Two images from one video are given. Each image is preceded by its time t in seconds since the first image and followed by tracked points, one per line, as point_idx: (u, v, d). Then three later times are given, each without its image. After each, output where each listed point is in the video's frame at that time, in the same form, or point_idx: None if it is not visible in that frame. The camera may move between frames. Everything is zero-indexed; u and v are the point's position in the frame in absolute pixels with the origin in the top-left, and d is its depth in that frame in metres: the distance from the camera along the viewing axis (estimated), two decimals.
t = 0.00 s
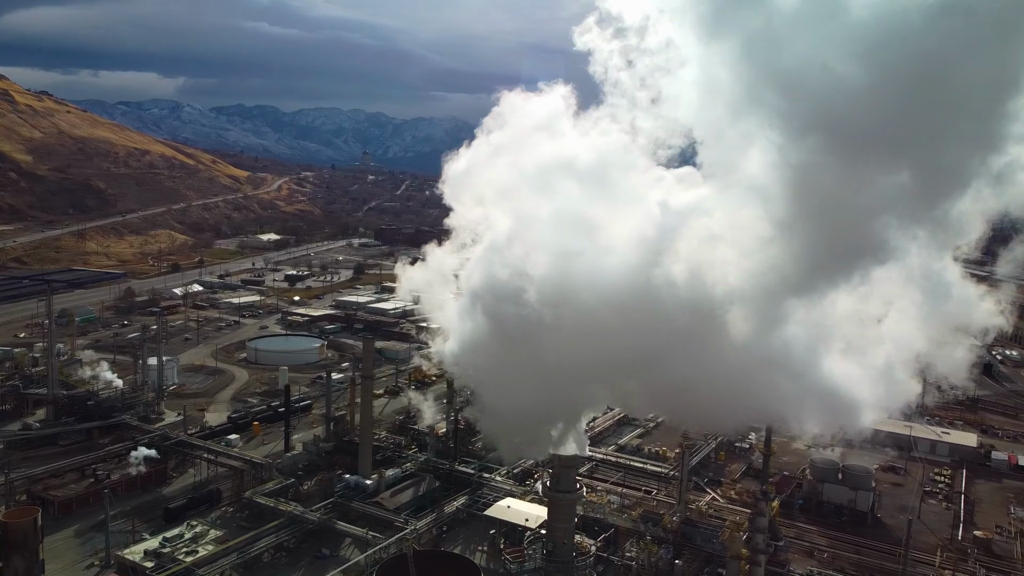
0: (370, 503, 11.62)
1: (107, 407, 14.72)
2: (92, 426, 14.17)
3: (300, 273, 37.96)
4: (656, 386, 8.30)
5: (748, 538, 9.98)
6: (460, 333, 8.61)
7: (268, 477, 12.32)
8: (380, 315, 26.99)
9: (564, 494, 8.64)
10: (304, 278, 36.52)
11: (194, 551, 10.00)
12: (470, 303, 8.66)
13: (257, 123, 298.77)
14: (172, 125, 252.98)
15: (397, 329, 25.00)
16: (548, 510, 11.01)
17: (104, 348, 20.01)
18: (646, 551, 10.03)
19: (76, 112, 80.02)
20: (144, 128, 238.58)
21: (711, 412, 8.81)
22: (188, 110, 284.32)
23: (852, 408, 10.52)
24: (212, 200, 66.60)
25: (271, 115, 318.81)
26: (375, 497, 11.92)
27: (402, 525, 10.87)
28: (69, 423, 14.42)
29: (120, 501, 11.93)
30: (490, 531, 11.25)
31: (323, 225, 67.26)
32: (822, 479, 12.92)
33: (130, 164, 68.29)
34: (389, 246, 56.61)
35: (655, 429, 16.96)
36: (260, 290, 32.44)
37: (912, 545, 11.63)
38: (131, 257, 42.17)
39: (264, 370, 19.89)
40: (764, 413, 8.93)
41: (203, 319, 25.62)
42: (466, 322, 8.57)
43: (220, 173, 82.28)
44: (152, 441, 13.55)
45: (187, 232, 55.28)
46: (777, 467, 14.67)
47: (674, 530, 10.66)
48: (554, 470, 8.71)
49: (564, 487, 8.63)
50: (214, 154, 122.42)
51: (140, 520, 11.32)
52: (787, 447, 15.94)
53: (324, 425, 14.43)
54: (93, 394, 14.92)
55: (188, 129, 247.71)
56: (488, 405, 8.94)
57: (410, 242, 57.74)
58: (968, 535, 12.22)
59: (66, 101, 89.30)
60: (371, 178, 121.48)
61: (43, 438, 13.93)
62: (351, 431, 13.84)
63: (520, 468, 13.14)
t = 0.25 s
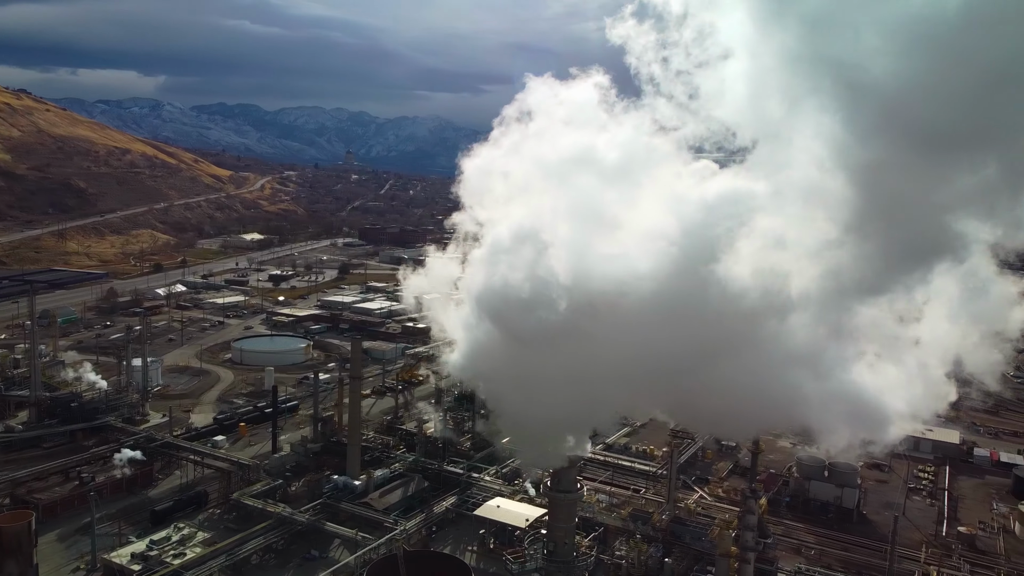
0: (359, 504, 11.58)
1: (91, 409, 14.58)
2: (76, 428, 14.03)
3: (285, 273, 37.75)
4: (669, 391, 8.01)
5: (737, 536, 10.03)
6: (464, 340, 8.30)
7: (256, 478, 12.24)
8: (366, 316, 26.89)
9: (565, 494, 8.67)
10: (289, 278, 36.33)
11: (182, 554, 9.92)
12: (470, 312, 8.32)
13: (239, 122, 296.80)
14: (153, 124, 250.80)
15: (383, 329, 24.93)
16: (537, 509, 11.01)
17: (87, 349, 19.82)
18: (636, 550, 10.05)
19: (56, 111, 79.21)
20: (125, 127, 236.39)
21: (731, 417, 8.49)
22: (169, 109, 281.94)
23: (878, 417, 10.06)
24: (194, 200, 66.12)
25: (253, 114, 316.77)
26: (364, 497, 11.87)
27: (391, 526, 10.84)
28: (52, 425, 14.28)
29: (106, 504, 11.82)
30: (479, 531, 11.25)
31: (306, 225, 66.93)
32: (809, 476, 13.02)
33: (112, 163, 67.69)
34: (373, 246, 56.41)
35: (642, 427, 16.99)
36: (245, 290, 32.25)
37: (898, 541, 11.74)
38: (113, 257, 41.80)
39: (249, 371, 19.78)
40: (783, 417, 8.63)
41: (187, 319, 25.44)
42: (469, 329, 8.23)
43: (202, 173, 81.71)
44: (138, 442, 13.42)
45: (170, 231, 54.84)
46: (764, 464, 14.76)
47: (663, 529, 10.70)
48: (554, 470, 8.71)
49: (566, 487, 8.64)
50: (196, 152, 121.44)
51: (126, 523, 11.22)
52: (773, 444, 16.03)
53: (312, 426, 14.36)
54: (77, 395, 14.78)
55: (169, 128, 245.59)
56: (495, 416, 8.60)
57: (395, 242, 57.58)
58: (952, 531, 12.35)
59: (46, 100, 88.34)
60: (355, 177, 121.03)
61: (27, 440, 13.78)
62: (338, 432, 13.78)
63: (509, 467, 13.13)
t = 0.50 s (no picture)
0: (346, 504, 11.53)
1: (73, 411, 14.42)
2: (57, 430, 13.86)
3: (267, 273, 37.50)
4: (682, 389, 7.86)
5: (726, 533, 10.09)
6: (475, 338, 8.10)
7: (242, 480, 12.16)
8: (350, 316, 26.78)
9: (566, 495, 8.94)
10: (271, 278, 36.10)
11: (168, 557, 9.83)
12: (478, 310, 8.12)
13: (219, 121, 294.49)
14: (131, 122, 248.20)
15: (367, 329, 24.85)
16: (526, 508, 11.01)
17: (67, 350, 19.59)
18: (624, 548, 10.08)
19: (32, 109, 78.22)
20: (102, 125, 233.77)
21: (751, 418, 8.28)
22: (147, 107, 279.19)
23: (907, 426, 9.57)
24: (174, 199, 65.53)
25: (233, 113, 314.31)
26: (351, 498, 11.82)
27: (379, 526, 10.81)
28: (33, 428, 14.10)
29: (90, 507, 11.69)
30: (468, 531, 11.24)
31: (288, 224, 66.54)
32: (794, 473, 13.12)
33: (90, 162, 66.94)
34: (356, 246, 56.19)
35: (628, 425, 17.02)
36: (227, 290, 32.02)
37: (883, 537, 11.86)
38: (91, 257, 41.35)
39: (232, 372, 19.63)
40: (803, 417, 8.44)
41: (169, 320, 25.21)
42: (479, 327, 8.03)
43: (182, 172, 81.00)
44: (121, 445, 13.28)
45: (149, 231, 54.33)
46: (749, 461, 14.85)
47: (651, 527, 10.75)
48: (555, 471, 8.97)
49: (567, 488, 8.94)
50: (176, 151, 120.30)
51: (110, 526, 11.10)
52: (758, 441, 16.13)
53: (297, 427, 14.27)
54: (59, 397, 14.61)
55: (148, 127, 243.14)
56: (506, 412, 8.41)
57: (377, 241, 57.37)
58: (934, 526, 12.48)
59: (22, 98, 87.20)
60: (337, 176, 120.45)
61: (8, 443, 13.60)
62: (324, 433, 13.71)
63: (497, 466, 13.12)
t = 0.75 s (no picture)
0: (331, 506, 11.47)
1: (51, 414, 14.22)
2: (35, 434, 13.66)
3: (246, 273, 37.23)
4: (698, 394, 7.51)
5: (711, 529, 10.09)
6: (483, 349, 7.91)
7: (225, 483, 12.05)
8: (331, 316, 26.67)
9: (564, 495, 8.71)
10: (250, 278, 35.83)
11: (151, 561, 9.72)
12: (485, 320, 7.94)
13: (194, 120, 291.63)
14: (105, 121, 245.11)
15: (349, 330, 24.75)
16: (511, 507, 11.03)
17: (43, 352, 19.32)
18: (609, 546, 10.15)
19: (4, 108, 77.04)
20: (75, 124, 230.63)
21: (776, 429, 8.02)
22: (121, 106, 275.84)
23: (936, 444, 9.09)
24: (150, 199, 64.84)
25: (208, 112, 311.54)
26: (336, 499, 11.76)
27: (365, 528, 10.76)
28: (10, 432, 13.88)
29: (69, 512, 11.53)
30: (454, 531, 11.23)
31: (266, 224, 66.09)
32: (777, 470, 13.24)
33: (63, 161, 66.06)
34: (335, 245, 55.96)
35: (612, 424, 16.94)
36: (205, 291, 31.75)
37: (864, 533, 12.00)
38: (66, 258, 40.82)
39: (213, 373, 19.47)
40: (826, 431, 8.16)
41: (147, 321, 24.95)
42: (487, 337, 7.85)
43: (158, 172, 80.16)
44: (101, 448, 13.12)
45: (125, 231, 53.71)
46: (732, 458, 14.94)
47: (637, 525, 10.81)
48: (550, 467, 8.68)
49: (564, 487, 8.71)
50: (151, 151, 119.03)
51: (91, 531, 10.96)
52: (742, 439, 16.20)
53: (281, 428, 14.18)
54: (36, 401, 14.41)
55: (122, 125, 240.20)
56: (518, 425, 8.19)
57: (356, 241, 57.15)
58: (914, 520, 12.65)
59: None
60: (315, 176, 119.78)
61: None
62: (308, 434, 13.63)
63: (482, 466, 13.12)
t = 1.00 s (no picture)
0: (317, 507, 11.42)
1: (31, 417, 14.03)
2: (15, 437, 13.48)
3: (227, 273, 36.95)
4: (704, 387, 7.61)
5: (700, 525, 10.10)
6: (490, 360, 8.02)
7: (210, 485, 11.96)
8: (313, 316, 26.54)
9: (561, 494, 8.55)
10: (231, 278, 35.56)
11: (135, 564, 9.62)
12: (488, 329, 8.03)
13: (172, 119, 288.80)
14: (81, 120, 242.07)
15: (332, 330, 24.64)
16: (498, 507, 11.04)
17: (21, 354, 19.05)
18: (597, 544, 10.20)
19: None
20: (51, 123, 227.62)
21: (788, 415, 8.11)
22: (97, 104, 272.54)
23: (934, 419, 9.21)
24: (129, 199, 64.15)
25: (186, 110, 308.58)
26: (322, 500, 11.71)
27: (352, 528, 10.73)
28: None
29: (51, 515, 11.40)
30: (440, 531, 11.22)
31: (246, 224, 65.61)
32: (761, 468, 13.34)
33: (39, 161, 65.19)
34: (316, 245, 55.68)
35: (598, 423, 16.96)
36: (186, 291, 31.46)
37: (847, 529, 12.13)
38: (43, 259, 40.30)
39: (195, 374, 19.31)
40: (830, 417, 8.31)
41: (127, 322, 24.69)
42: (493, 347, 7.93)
43: (136, 171, 79.31)
44: (82, 451, 12.97)
45: (103, 231, 53.09)
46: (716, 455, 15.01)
47: (624, 522, 10.86)
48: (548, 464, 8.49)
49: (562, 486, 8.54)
50: (128, 150, 117.77)
51: (74, 535, 10.84)
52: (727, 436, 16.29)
53: (265, 429, 14.10)
54: (15, 404, 14.21)
55: (98, 124, 237.33)
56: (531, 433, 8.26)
57: (338, 241, 56.90)
58: (896, 516, 12.80)
59: None
60: (295, 175, 119.04)
61: None
62: (293, 435, 13.56)
63: (468, 466, 13.12)
